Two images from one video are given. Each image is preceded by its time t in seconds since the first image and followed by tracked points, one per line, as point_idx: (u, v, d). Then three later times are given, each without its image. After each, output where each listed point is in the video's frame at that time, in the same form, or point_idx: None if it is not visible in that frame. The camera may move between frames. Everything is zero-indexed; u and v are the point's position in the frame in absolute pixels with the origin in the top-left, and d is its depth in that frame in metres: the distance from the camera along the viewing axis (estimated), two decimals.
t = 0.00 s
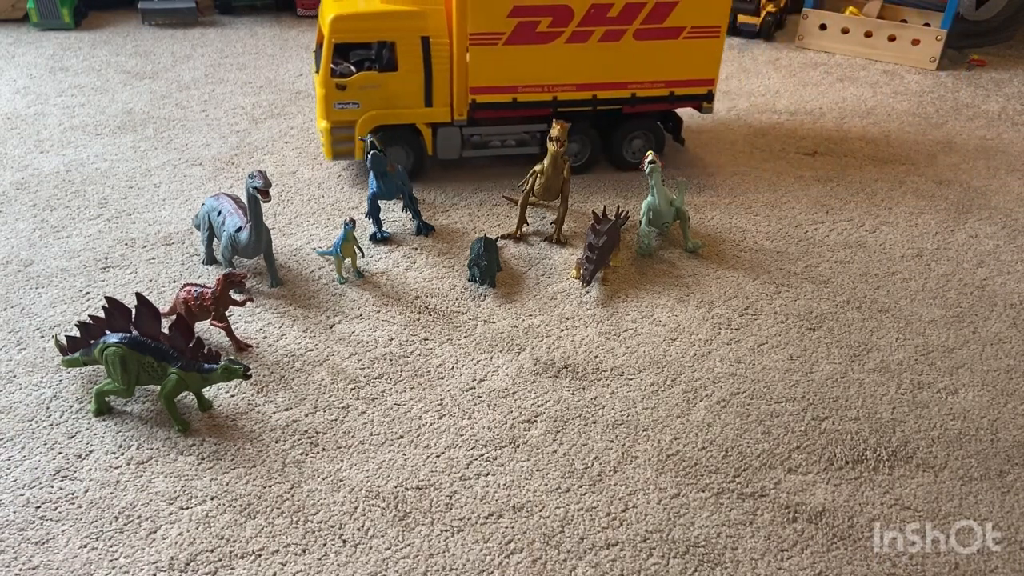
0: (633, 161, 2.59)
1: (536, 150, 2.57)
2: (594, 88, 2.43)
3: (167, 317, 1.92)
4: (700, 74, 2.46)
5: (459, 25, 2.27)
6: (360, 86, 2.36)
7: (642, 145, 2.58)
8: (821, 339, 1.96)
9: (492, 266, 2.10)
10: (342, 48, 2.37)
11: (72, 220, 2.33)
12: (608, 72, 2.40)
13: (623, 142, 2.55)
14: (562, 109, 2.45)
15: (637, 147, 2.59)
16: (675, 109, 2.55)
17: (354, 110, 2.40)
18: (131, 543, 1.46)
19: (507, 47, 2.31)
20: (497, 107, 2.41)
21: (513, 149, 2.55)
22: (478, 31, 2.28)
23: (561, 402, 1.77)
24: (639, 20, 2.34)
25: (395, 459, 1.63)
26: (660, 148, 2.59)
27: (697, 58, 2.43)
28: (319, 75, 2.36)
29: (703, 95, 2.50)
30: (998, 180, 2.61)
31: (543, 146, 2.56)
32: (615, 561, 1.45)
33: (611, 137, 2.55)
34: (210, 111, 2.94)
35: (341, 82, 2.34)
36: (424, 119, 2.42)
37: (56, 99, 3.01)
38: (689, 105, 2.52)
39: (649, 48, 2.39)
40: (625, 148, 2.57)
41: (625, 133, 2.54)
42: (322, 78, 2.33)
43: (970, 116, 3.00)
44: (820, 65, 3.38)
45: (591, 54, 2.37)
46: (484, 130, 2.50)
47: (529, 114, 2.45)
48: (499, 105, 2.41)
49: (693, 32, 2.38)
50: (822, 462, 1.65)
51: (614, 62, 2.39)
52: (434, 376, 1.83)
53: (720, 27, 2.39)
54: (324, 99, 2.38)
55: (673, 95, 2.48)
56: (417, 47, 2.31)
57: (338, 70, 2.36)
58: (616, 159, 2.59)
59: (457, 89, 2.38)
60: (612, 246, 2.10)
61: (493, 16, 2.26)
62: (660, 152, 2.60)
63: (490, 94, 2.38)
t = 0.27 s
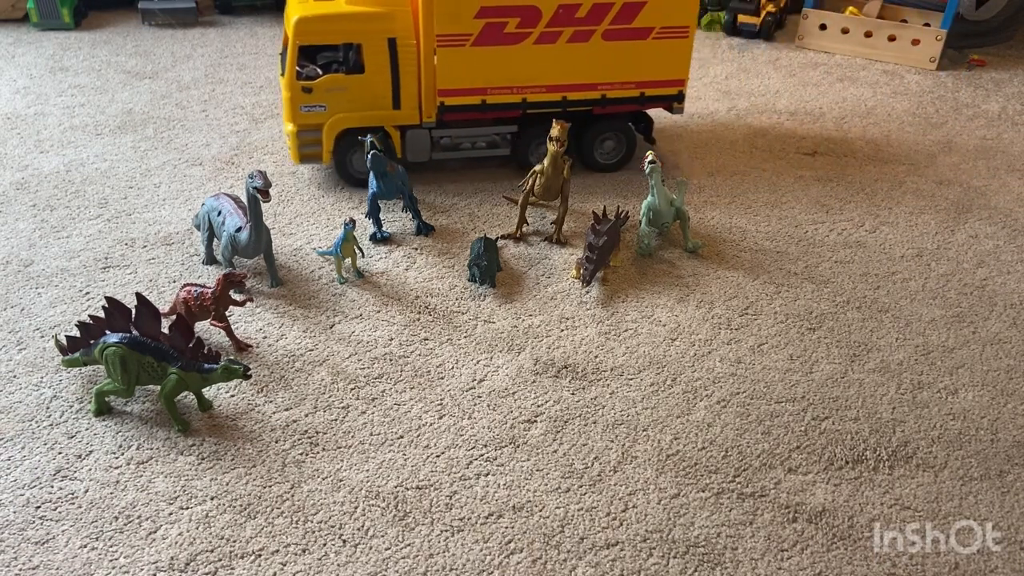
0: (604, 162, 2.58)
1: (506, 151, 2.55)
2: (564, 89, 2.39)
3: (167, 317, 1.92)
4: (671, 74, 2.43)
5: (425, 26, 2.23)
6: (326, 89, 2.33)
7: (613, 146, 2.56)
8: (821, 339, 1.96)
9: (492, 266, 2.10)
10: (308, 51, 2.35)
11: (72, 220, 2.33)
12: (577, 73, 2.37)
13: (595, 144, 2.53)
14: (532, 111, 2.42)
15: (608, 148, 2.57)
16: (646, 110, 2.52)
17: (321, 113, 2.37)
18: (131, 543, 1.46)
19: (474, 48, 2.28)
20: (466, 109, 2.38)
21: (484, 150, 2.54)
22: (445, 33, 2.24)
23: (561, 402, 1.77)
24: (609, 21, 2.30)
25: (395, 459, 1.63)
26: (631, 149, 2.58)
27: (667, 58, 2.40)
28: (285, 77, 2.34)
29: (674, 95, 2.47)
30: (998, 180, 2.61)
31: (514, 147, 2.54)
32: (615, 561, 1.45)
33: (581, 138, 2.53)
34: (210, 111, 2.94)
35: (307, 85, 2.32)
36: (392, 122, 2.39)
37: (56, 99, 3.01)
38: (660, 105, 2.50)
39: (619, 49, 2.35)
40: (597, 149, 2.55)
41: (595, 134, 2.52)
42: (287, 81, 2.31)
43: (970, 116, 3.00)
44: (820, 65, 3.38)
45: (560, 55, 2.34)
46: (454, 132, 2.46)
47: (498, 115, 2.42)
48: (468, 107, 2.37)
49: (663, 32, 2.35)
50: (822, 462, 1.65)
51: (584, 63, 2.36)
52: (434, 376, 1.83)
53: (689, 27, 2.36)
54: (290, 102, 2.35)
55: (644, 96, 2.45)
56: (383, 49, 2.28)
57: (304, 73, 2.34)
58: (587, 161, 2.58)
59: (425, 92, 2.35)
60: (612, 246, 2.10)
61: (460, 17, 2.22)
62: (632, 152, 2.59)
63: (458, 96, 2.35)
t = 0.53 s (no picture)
0: (583, 163, 2.57)
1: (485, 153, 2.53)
2: (542, 91, 2.38)
3: (167, 317, 1.92)
4: (649, 76, 2.42)
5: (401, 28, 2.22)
6: (301, 91, 2.31)
7: (592, 147, 2.55)
8: (821, 339, 1.96)
9: (492, 266, 2.10)
10: (282, 53, 2.32)
11: (72, 220, 2.33)
12: (554, 74, 2.36)
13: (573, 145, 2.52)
14: (510, 113, 2.40)
15: (586, 149, 2.56)
16: (625, 111, 2.51)
17: (296, 116, 2.34)
18: (131, 544, 1.46)
19: (451, 51, 2.26)
20: (443, 112, 2.36)
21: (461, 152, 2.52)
22: (420, 35, 2.23)
23: (561, 402, 1.77)
24: (586, 23, 2.29)
25: (395, 459, 1.63)
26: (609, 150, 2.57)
27: (646, 60, 2.38)
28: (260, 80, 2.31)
29: (653, 97, 2.46)
30: (998, 180, 2.61)
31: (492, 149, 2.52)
32: (615, 561, 1.45)
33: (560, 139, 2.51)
34: (210, 111, 2.94)
35: (281, 88, 2.29)
36: (369, 124, 2.37)
37: (56, 99, 3.00)
38: (639, 107, 2.48)
39: (597, 51, 2.34)
40: (575, 151, 2.54)
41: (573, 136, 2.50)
42: (261, 84, 2.28)
43: (970, 116, 3.00)
44: (820, 65, 3.38)
45: (537, 57, 2.32)
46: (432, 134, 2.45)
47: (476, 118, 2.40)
48: (445, 110, 2.36)
49: (641, 34, 2.34)
50: (822, 462, 1.65)
51: (561, 64, 2.35)
52: (434, 376, 1.83)
53: (667, 29, 2.35)
54: (264, 105, 2.32)
55: (623, 98, 2.44)
56: (358, 51, 2.26)
57: (278, 75, 2.31)
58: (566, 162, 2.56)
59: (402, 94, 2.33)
60: (612, 246, 2.10)
61: (435, 19, 2.21)
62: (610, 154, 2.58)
63: (435, 98, 2.33)
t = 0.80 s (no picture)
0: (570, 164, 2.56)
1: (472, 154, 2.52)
2: (529, 92, 2.38)
3: (167, 317, 1.92)
4: (636, 77, 2.42)
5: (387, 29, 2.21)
6: (286, 93, 2.29)
7: (580, 148, 2.54)
8: (821, 339, 1.96)
9: (492, 266, 2.10)
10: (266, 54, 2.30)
11: (72, 220, 2.33)
12: (541, 75, 2.36)
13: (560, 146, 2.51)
14: (497, 114, 2.39)
15: (574, 150, 2.55)
16: (611, 112, 2.50)
17: (281, 118, 2.32)
18: (131, 543, 1.46)
19: (437, 51, 2.26)
20: (430, 113, 2.35)
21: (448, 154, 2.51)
22: (406, 36, 2.22)
23: (561, 402, 1.77)
24: (572, 23, 2.29)
25: (395, 459, 1.63)
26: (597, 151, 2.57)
27: (632, 60, 2.39)
28: (244, 81, 2.28)
29: (640, 98, 2.46)
30: (998, 180, 2.61)
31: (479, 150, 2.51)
32: (615, 561, 1.45)
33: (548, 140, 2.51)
34: (210, 111, 2.94)
35: (265, 89, 2.27)
36: (355, 126, 2.36)
37: (56, 99, 3.01)
38: (626, 108, 2.48)
39: (584, 51, 2.34)
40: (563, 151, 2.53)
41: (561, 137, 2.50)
42: (245, 85, 2.26)
43: (970, 116, 3.00)
44: (820, 65, 3.38)
45: (524, 57, 2.32)
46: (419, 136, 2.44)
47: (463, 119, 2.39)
48: (432, 111, 2.35)
49: (628, 34, 2.34)
50: (822, 462, 1.65)
51: (548, 65, 2.34)
52: (434, 376, 1.83)
53: (653, 29, 2.35)
54: (249, 106, 2.30)
55: (609, 98, 2.44)
56: (344, 52, 2.25)
57: (262, 77, 2.28)
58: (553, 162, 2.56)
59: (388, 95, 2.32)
60: (612, 246, 2.10)
61: (421, 20, 2.20)
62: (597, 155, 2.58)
63: (422, 99, 2.33)
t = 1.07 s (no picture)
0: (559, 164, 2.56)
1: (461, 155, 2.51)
2: (518, 92, 2.37)
3: (167, 317, 1.92)
4: (625, 77, 2.42)
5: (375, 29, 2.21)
6: (274, 94, 2.28)
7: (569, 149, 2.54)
8: (821, 339, 1.96)
9: (492, 266, 2.10)
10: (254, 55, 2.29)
11: (72, 220, 2.33)
12: (530, 75, 2.35)
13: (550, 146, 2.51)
14: (486, 114, 2.39)
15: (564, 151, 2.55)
16: (601, 112, 2.50)
17: (269, 119, 2.32)
18: (131, 543, 1.46)
19: (426, 51, 2.26)
20: (419, 113, 2.35)
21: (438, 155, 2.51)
22: (394, 36, 2.22)
23: (561, 402, 1.77)
24: (561, 23, 2.29)
25: (395, 459, 1.63)
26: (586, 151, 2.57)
27: (621, 60, 2.39)
28: (231, 82, 2.28)
29: (629, 97, 2.46)
30: (998, 180, 2.61)
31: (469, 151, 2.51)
32: (615, 561, 1.45)
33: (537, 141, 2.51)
34: (210, 111, 2.94)
35: (253, 90, 2.27)
36: (344, 127, 2.36)
37: (56, 99, 3.01)
38: (615, 108, 2.48)
39: (572, 51, 2.34)
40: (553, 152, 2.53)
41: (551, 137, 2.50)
42: (233, 86, 2.25)
43: (970, 116, 3.00)
44: (820, 65, 3.38)
45: (513, 57, 2.32)
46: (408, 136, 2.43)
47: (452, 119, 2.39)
48: (421, 111, 2.35)
49: (617, 34, 2.34)
50: (822, 462, 1.65)
51: (537, 65, 2.34)
52: (434, 377, 1.83)
53: (642, 29, 2.35)
54: (237, 107, 2.29)
55: (599, 98, 2.44)
56: (332, 53, 2.24)
57: (250, 78, 2.28)
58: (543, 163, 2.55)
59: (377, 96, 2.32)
60: (612, 246, 2.10)
61: (409, 20, 2.20)
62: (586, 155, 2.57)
63: (410, 100, 2.32)
